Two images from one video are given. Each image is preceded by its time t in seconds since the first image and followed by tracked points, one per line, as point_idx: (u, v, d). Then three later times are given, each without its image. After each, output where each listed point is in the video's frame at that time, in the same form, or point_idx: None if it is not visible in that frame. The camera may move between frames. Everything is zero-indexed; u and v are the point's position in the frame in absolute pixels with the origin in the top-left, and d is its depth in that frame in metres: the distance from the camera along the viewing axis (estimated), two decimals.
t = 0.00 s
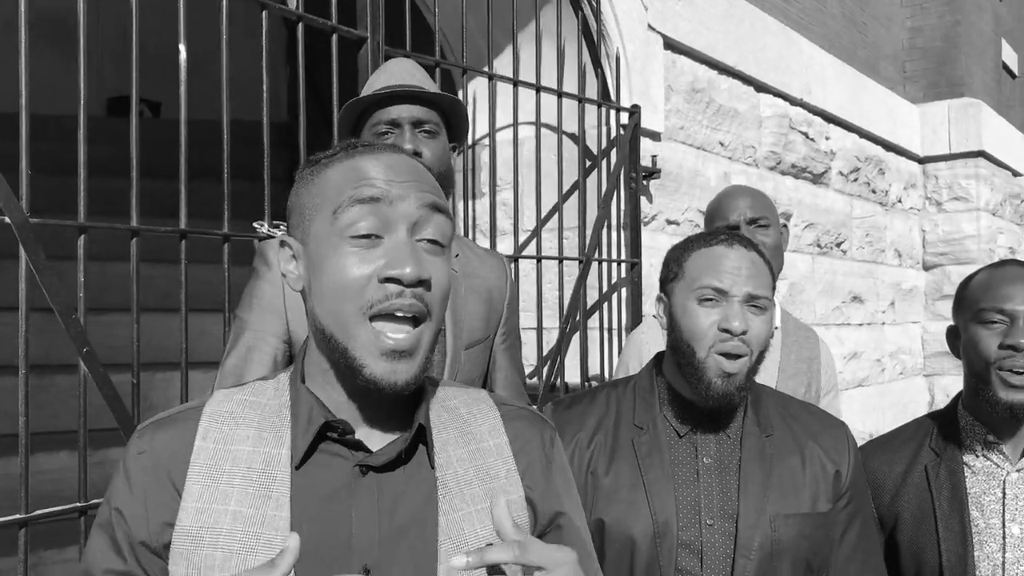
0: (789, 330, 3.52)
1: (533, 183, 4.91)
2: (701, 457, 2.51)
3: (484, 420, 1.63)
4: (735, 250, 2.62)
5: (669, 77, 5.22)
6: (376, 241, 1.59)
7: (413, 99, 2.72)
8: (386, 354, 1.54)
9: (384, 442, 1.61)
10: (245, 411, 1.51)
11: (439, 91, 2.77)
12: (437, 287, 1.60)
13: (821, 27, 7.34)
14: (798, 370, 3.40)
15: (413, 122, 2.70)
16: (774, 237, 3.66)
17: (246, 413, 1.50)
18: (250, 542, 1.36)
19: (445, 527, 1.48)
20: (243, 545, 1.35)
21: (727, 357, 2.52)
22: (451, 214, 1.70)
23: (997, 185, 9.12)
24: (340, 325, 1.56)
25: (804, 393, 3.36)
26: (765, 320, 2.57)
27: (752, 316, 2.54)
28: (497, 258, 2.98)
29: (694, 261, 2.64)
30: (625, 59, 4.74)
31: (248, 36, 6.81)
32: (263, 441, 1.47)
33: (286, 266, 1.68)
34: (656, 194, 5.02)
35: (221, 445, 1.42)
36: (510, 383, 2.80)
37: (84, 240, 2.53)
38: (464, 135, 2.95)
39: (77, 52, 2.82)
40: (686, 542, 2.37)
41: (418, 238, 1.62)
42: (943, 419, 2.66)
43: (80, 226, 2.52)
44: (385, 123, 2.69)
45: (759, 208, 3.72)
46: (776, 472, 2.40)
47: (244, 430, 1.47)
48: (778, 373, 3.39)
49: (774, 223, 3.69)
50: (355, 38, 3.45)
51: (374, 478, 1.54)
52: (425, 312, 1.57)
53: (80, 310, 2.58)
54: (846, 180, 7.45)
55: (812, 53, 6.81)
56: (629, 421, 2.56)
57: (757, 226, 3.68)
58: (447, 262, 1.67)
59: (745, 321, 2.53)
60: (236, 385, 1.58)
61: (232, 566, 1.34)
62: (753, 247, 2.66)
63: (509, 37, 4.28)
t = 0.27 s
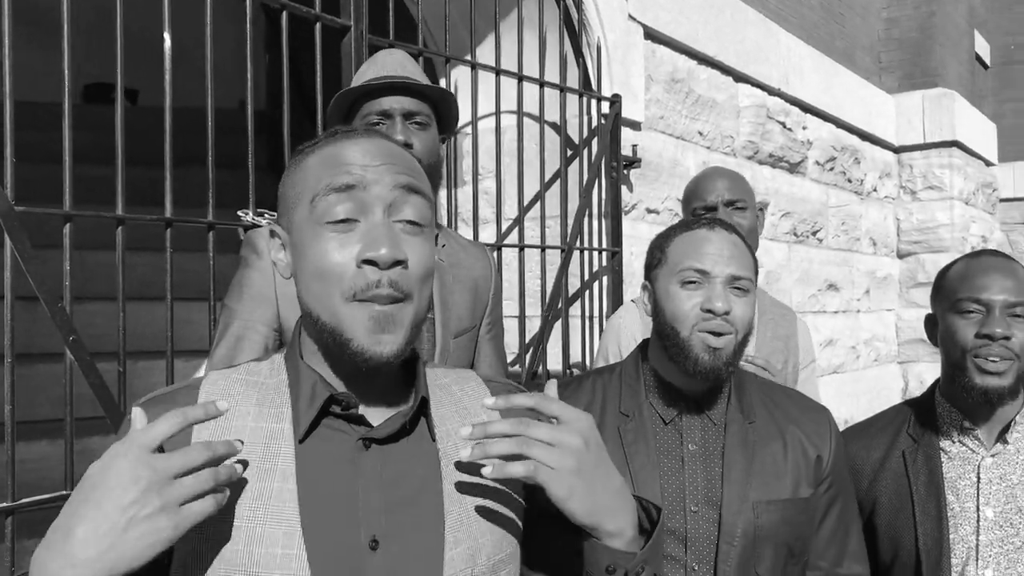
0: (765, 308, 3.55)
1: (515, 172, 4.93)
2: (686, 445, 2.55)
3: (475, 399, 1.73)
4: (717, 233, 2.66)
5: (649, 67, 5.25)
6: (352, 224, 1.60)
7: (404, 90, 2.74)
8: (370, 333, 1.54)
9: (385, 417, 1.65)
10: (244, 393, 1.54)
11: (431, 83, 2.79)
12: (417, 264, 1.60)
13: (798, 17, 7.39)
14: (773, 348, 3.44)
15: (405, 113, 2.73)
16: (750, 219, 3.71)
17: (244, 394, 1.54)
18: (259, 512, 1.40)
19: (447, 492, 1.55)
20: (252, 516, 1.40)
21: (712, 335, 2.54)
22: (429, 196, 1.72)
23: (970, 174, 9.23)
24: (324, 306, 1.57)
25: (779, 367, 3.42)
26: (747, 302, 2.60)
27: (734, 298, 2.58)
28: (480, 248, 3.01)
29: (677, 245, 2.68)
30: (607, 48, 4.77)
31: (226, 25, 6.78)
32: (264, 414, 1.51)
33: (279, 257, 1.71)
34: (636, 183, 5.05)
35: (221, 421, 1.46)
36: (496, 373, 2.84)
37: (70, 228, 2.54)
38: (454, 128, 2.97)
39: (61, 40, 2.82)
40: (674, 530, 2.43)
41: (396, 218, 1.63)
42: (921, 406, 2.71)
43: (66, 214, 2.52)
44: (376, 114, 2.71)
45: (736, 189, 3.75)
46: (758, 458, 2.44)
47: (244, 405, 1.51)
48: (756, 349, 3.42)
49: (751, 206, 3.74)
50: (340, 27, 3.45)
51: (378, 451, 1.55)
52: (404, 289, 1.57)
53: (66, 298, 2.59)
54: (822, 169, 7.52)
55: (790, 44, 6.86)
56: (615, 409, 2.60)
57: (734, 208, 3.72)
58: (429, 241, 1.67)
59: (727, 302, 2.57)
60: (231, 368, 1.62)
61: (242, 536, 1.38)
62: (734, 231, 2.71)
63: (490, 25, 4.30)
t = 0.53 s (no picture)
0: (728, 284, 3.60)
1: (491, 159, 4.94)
2: (663, 432, 2.59)
3: (468, 414, 1.70)
4: (692, 223, 2.68)
5: (623, 53, 5.26)
6: (305, 224, 1.63)
7: (389, 86, 2.73)
8: (321, 332, 1.58)
9: (372, 433, 1.66)
10: (232, 404, 1.57)
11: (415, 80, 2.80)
12: (372, 258, 1.62)
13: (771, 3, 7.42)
14: (738, 322, 3.50)
15: (389, 109, 2.72)
16: (715, 202, 3.76)
17: (231, 406, 1.56)
18: (240, 533, 1.42)
19: (431, 516, 1.54)
20: (233, 537, 1.41)
21: (681, 325, 2.58)
22: (390, 190, 1.72)
23: (938, 160, 9.34)
24: (280, 306, 1.61)
25: (745, 344, 3.47)
26: (720, 292, 2.63)
27: (705, 288, 2.61)
28: (447, 236, 3.00)
29: (653, 235, 2.70)
30: (583, 35, 4.79)
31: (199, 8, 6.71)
32: (250, 432, 1.52)
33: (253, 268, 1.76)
34: (611, 169, 5.08)
35: (207, 438, 1.48)
36: (462, 364, 2.86)
37: (45, 215, 2.52)
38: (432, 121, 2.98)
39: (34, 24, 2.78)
40: (650, 516, 2.46)
41: (349, 213, 1.65)
42: (896, 390, 2.75)
43: (42, 201, 2.50)
44: (360, 108, 2.71)
45: (703, 170, 3.78)
46: (732, 446, 2.48)
47: (231, 423, 1.53)
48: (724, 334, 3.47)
49: (716, 188, 3.78)
50: (315, 12, 3.43)
51: (361, 469, 1.58)
52: (356, 285, 1.60)
53: (43, 287, 2.57)
54: (794, 154, 7.58)
55: (763, 30, 6.90)
56: (593, 397, 2.62)
57: (701, 189, 3.76)
58: (388, 236, 1.67)
59: (699, 292, 2.60)
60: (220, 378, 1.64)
61: (224, 555, 1.40)
62: (709, 220, 2.73)
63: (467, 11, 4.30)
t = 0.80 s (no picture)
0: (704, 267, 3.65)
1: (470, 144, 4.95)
2: (639, 410, 2.62)
3: (453, 387, 1.73)
4: (665, 204, 2.72)
5: (602, 39, 5.28)
6: (324, 194, 1.65)
7: (361, 63, 2.74)
8: (345, 295, 1.59)
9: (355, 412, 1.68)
10: (217, 383, 1.59)
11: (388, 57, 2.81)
12: (386, 236, 1.65)
13: None
14: (715, 304, 3.55)
15: (363, 87, 2.73)
16: (691, 186, 3.81)
17: (217, 385, 1.58)
18: (224, 513, 1.46)
19: (414, 492, 1.57)
20: (218, 517, 1.46)
21: (655, 303, 2.61)
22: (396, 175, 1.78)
23: (913, 145, 9.43)
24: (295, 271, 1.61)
25: (722, 324, 3.53)
26: (693, 273, 2.67)
27: (678, 268, 2.65)
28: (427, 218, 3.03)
29: (627, 216, 2.73)
30: (561, 20, 4.82)
31: None
32: (234, 413, 1.55)
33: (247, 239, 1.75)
34: (590, 154, 5.10)
35: (192, 418, 1.51)
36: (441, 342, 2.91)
37: (25, 200, 2.51)
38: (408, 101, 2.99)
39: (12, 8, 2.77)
40: (628, 493, 2.50)
41: (366, 189, 1.69)
42: (871, 370, 2.79)
43: (21, 186, 2.50)
44: (335, 87, 2.72)
45: (679, 154, 3.83)
46: (708, 423, 2.52)
47: (216, 403, 1.55)
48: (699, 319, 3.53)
49: (693, 172, 3.84)
50: None
51: (343, 447, 1.60)
52: (374, 256, 1.62)
53: (23, 272, 2.57)
54: (771, 140, 7.63)
55: (740, 15, 6.93)
56: (570, 377, 2.66)
57: (678, 173, 3.80)
58: (399, 216, 1.72)
59: (672, 272, 2.63)
60: (206, 357, 1.66)
61: (208, 536, 1.44)
62: (681, 202, 2.77)
63: None
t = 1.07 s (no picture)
0: (692, 259, 3.70)
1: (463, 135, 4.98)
2: (624, 395, 2.66)
3: (448, 371, 1.79)
4: (653, 197, 2.73)
5: (594, 29, 5.30)
6: (321, 184, 1.69)
7: (352, 56, 2.77)
8: (329, 289, 1.63)
9: (357, 399, 1.73)
10: (220, 376, 1.60)
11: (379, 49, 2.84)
12: (383, 225, 1.69)
13: None
14: (704, 295, 3.59)
15: (355, 80, 2.77)
16: (681, 178, 3.83)
17: (220, 379, 1.60)
18: (238, 504, 1.48)
19: (420, 477, 1.62)
20: (231, 507, 1.47)
21: (644, 296, 2.63)
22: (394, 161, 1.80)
23: (904, 136, 9.47)
24: (285, 260, 1.65)
25: (711, 314, 3.57)
26: (680, 264, 2.69)
27: (668, 261, 2.66)
28: (423, 206, 3.06)
29: (615, 209, 2.75)
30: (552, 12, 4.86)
31: None
32: (241, 407, 1.56)
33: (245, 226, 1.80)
34: (582, 145, 5.13)
35: (197, 413, 1.52)
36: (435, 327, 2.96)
37: (21, 190, 2.53)
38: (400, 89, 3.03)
39: None
40: (614, 476, 2.54)
41: (364, 180, 1.72)
42: (857, 355, 2.83)
43: (16, 176, 2.52)
44: (326, 81, 2.75)
45: (670, 147, 3.84)
46: (692, 406, 2.56)
47: (221, 397, 1.57)
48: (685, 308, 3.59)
49: (682, 164, 3.86)
50: None
51: (348, 435, 1.65)
52: (369, 246, 1.66)
53: (19, 262, 2.58)
54: (762, 130, 7.67)
55: (731, 6, 6.96)
56: (556, 362, 2.70)
57: (668, 165, 3.82)
58: (396, 206, 1.75)
59: (662, 265, 2.65)
60: (203, 350, 1.67)
61: (222, 529, 1.45)
62: (670, 194, 2.78)
63: None
